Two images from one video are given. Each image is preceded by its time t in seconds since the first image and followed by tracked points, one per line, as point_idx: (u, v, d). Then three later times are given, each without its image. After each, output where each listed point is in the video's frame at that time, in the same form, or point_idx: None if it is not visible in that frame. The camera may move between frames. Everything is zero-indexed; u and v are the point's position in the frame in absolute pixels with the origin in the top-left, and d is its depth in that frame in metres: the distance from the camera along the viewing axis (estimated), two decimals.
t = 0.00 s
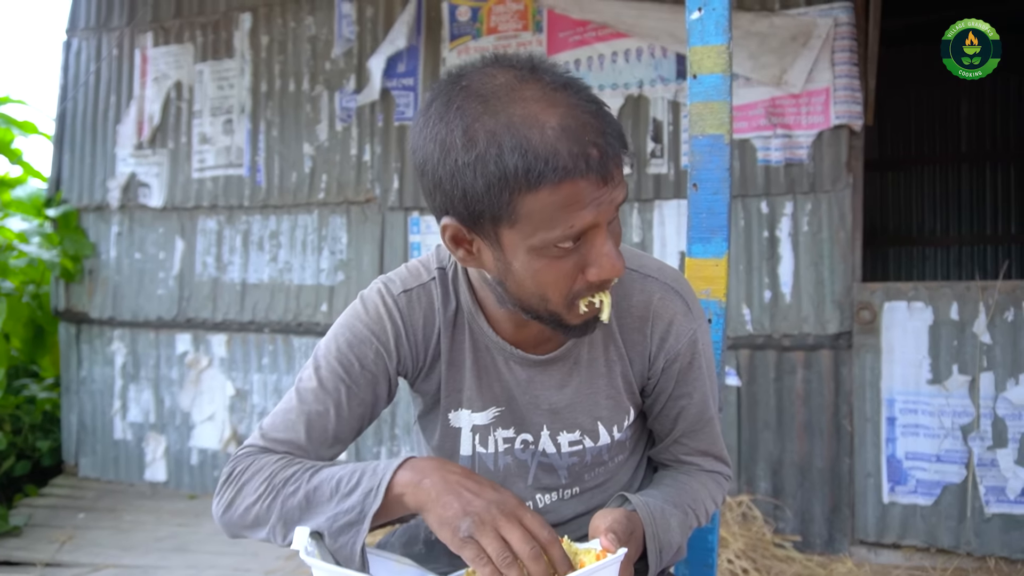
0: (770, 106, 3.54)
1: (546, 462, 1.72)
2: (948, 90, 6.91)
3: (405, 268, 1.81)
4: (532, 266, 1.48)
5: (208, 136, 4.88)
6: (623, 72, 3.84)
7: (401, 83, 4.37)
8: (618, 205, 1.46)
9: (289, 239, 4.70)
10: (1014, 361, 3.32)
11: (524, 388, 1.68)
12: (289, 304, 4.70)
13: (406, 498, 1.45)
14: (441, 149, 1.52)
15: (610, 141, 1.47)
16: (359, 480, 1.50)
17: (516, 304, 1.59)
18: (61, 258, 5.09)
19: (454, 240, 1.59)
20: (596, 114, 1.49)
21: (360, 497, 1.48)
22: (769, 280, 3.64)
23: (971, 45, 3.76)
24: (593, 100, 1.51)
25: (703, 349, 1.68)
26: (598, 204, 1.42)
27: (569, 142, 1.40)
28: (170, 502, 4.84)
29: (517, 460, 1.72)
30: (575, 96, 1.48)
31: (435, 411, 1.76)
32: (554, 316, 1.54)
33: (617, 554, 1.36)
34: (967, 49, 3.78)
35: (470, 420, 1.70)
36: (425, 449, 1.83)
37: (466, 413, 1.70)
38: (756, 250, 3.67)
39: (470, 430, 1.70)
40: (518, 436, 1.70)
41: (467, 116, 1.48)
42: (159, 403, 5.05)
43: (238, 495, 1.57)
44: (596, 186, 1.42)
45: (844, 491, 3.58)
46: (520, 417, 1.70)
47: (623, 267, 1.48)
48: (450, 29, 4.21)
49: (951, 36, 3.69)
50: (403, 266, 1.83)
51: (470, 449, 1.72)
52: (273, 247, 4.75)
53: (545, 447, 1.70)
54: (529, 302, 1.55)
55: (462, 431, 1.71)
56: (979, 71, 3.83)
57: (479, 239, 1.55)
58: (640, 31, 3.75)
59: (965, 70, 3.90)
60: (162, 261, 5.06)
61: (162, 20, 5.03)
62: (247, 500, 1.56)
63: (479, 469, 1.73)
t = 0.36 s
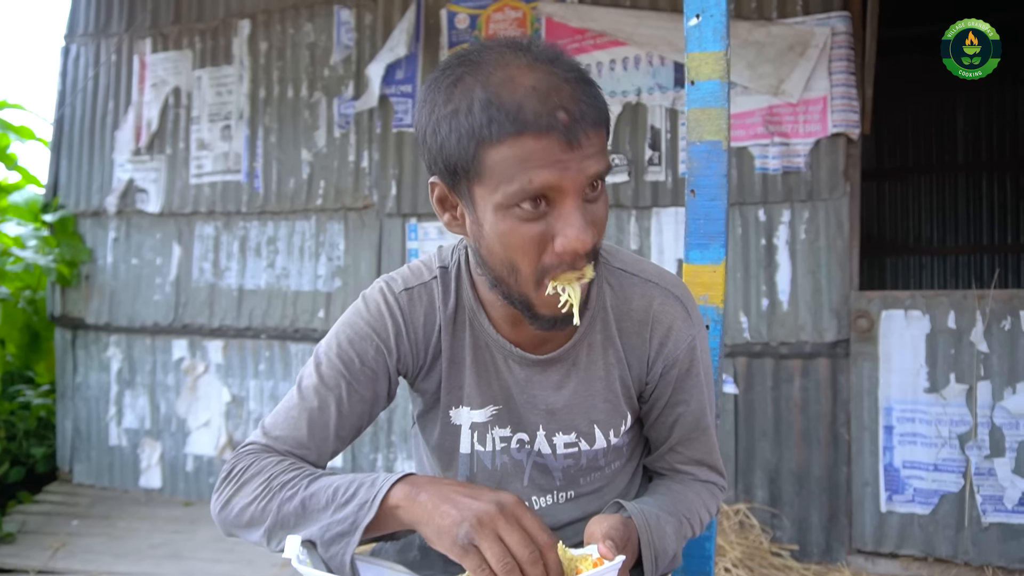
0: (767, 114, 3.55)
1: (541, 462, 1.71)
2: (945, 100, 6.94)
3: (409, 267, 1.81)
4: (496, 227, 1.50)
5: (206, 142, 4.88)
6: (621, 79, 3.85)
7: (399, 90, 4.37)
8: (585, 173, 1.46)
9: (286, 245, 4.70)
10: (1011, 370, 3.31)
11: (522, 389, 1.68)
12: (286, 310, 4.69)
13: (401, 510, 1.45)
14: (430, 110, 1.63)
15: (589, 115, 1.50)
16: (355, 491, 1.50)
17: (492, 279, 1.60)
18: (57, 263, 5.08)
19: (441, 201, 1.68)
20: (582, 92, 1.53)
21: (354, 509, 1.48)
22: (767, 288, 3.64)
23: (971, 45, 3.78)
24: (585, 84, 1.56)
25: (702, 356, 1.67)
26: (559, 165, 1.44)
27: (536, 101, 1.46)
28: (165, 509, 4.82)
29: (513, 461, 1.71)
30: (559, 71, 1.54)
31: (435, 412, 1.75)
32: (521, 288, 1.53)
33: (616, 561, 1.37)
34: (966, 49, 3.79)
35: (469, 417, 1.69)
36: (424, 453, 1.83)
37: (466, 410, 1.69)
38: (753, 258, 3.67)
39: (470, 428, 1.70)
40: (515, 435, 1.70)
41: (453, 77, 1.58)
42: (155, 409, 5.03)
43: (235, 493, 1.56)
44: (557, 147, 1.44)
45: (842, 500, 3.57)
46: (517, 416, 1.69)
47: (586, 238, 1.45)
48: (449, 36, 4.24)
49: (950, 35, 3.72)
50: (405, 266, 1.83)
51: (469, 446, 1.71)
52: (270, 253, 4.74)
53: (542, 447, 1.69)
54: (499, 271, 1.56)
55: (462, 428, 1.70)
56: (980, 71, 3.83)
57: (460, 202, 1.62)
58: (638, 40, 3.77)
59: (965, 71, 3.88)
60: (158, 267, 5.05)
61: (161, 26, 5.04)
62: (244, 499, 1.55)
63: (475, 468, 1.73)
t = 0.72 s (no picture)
0: (769, 124, 3.55)
1: (544, 477, 1.71)
2: (945, 111, 6.97)
3: (413, 279, 1.80)
4: (482, 234, 1.53)
5: (207, 150, 4.89)
6: (622, 89, 3.86)
7: (401, 99, 4.38)
8: (570, 183, 1.47)
9: (286, 253, 4.69)
10: (1013, 381, 3.30)
11: (526, 401, 1.67)
12: (286, 318, 4.68)
13: (380, 521, 1.43)
14: (432, 117, 1.66)
15: (577, 123, 1.49)
16: (340, 502, 1.47)
17: (484, 285, 1.62)
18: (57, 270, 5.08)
19: (442, 209, 1.70)
20: (575, 100, 1.52)
21: (337, 521, 1.46)
22: (768, 298, 3.63)
23: (971, 45, 3.80)
24: (581, 91, 1.56)
25: (707, 373, 1.66)
26: (539, 175, 1.45)
27: (519, 108, 1.48)
28: (163, 517, 4.79)
29: (516, 474, 1.70)
30: (553, 79, 1.54)
31: (437, 423, 1.75)
32: (507, 296, 1.55)
33: None
34: (967, 49, 3.80)
35: (473, 430, 1.69)
36: (427, 463, 1.81)
37: (469, 422, 1.69)
38: (754, 268, 3.66)
39: (473, 440, 1.69)
40: (518, 449, 1.69)
41: (452, 85, 1.61)
42: (154, 417, 5.01)
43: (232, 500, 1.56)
44: (537, 155, 1.45)
45: (844, 511, 3.55)
46: (520, 430, 1.68)
47: (564, 249, 1.45)
48: (451, 46, 4.25)
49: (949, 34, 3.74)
50: (408, 278, 1.82)
51: (473, 459, 1.71)
52: (271, 261, 4.73)
53: (544, 461, 1.69)
54: (488, 278, 1.58)
55: (465, 440, 1.70)
56: (980, 71, 3.81)
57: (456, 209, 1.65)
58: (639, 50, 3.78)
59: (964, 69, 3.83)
60: (158, 274, 5.05)
61: (163, 34, 5.06)
62: (242, 508, 1.54)
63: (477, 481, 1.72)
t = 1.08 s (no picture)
0: (774, 126, 3.54)
1: (550, 475, 1.69)
2: (950, 113, 6.94)
3: (426, 275, 1.78)
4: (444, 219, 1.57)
5: (211, 150, 4.89)
6: (627, 90, 3.85)
7: (405, 100, 4.38)
8: (503, 185, 1.44)
9: (290, 254, 4.68)
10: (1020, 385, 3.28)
11: (535, 398, 1.65)
12: (289, 318, 4.67)
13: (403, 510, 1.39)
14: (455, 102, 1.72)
15: (530, 126, 1.45)
16: (362, 506, 1.43)
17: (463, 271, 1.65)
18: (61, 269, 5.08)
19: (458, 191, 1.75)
20: (542, 103, 1.47)
21: (358, 525, 1.41)
22: (773, 300, 3.62)
23: (971, 46, 3.75)
24: (562, 96, 1.50)
25: (718, 382, 1.65)
26: (475, 171, 1.46)
27: (478, 105, 1.49)
28: (166, 518, 4.78)
29: (522, 472, 1.69)
30: (534, 81, 1.51)
31: (443, 424, 1.74)
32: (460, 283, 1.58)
33: None
34: (966, 50, 3.73)
35: (481, 426, 1.68)
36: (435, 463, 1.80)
37: (478, 418, 1.68)
38: (759, 270, 3.65)
39: (481, 436, 1.68)
40: (525, 447, 1.67)
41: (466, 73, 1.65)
42: (157, 417, 5.00)
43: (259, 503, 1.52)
44: (476, 152, 1.46)
45: (849, 514, 3.54)
46: (528, 427, 1.67)
47: (485, 249, 1.45)
48: (455, 46, 4.24)
49: (949, 36, 3.70)
50: (422, 274, 1.80)
51: (479, 455, 1.70)
52: (274, 261, 4.73)
53: (550, 461, 1.67)
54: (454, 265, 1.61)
55: (473, 436, 1.69)
56: (980, 72, 3.74)
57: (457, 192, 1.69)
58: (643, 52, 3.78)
59: (964, 70, 3.77)
60: (162, 274, 5.05)
61: (168, 34, 5.07)
62: (267, 514, 1.49)
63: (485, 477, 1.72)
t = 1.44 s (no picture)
0: (777, 132, 3.54)
1: (558, 477, 1.66)
2: (950, 119, 6.95)
3: (441, 275, 1.77)
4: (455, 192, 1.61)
5: (212, 153, 4.88)
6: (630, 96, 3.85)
7: (407, 104, 4.37)
8: (508, 143, 1.48)
9: (291, 257, 4.67)
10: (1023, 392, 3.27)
11: (545, 398, 1.63)
12: (290, 322, 4.66)
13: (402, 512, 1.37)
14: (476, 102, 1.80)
15: (536, 90, 1.51)
16: (366, 497, 1.41)
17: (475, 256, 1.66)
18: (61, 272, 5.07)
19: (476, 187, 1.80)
20: (549, 74, 1.54)
21: (366, 515, 1.39)
22: (776, 307, 3.62)
23: (971, 45, 3.77)
24: (570, 71, 1.56)
25: (729, 393, 1.62)
26: (483, 133, 1.51)
27: (489, 77, 1.57)
28: (165, 522, 4.76)
29: (530, 474, 1.66)
30: (544, 58, 1.58)
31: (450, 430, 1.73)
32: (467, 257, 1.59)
33: None
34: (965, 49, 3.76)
35: (491, 425, 1.66)
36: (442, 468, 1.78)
37: (488, 417, 1.66)
38: (762, 276, 3.65)
39: (491, 436, 1.66)
40: (533, 448, 1.65)
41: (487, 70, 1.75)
42: (157, 420, 4.98)
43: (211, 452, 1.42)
44: (485, 114, 1.52)
45: (851, 521, 3.53)
46: (538, 427, 1.65)
47: (487, 202, 1.48)
48: (457, 50, 4.24)
49: (950, 34, 3.71)
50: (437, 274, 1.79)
51: (489, 456, 1.67)
52: (275, 265, 4.72)
53: (559, 462, 1.65)
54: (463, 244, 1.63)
55: (483, 436, 1.67)
56: (979, 70, 3.79)
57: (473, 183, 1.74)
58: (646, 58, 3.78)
59: (964, 69, 3.83)
60: (163, 277, 5.04)
61: (170, 37, 5.07)
62: (283, 511, 1.50)
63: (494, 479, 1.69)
